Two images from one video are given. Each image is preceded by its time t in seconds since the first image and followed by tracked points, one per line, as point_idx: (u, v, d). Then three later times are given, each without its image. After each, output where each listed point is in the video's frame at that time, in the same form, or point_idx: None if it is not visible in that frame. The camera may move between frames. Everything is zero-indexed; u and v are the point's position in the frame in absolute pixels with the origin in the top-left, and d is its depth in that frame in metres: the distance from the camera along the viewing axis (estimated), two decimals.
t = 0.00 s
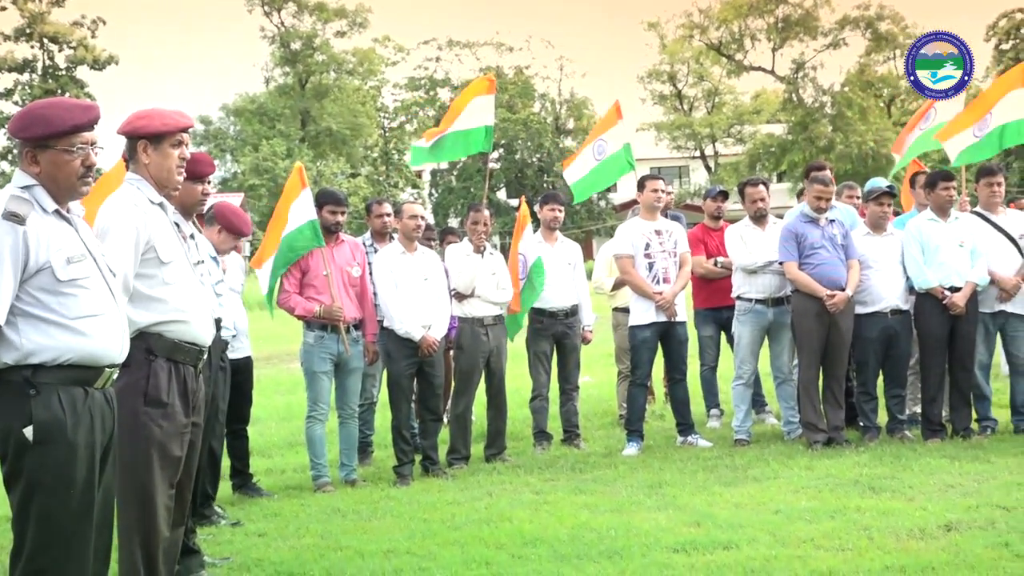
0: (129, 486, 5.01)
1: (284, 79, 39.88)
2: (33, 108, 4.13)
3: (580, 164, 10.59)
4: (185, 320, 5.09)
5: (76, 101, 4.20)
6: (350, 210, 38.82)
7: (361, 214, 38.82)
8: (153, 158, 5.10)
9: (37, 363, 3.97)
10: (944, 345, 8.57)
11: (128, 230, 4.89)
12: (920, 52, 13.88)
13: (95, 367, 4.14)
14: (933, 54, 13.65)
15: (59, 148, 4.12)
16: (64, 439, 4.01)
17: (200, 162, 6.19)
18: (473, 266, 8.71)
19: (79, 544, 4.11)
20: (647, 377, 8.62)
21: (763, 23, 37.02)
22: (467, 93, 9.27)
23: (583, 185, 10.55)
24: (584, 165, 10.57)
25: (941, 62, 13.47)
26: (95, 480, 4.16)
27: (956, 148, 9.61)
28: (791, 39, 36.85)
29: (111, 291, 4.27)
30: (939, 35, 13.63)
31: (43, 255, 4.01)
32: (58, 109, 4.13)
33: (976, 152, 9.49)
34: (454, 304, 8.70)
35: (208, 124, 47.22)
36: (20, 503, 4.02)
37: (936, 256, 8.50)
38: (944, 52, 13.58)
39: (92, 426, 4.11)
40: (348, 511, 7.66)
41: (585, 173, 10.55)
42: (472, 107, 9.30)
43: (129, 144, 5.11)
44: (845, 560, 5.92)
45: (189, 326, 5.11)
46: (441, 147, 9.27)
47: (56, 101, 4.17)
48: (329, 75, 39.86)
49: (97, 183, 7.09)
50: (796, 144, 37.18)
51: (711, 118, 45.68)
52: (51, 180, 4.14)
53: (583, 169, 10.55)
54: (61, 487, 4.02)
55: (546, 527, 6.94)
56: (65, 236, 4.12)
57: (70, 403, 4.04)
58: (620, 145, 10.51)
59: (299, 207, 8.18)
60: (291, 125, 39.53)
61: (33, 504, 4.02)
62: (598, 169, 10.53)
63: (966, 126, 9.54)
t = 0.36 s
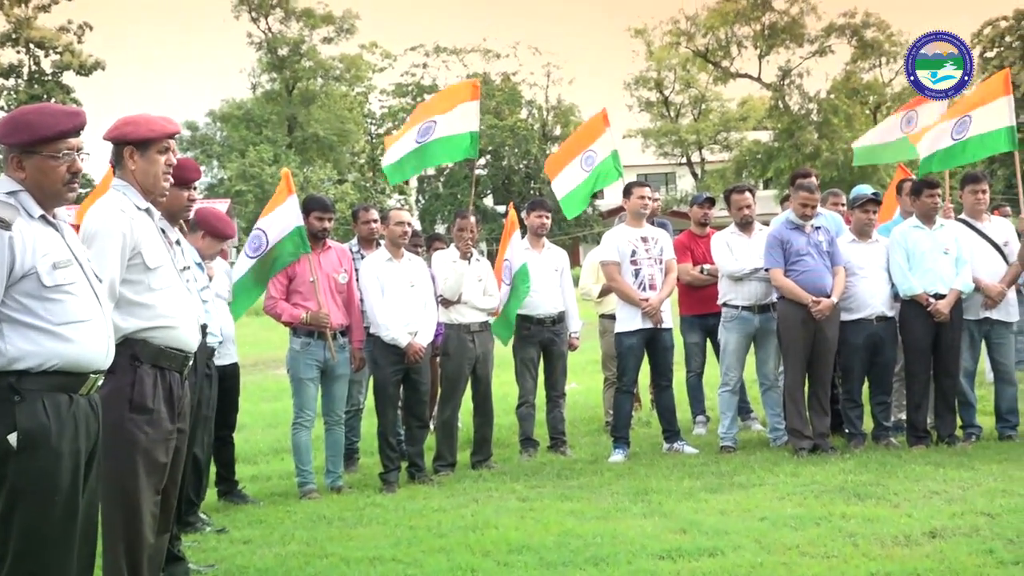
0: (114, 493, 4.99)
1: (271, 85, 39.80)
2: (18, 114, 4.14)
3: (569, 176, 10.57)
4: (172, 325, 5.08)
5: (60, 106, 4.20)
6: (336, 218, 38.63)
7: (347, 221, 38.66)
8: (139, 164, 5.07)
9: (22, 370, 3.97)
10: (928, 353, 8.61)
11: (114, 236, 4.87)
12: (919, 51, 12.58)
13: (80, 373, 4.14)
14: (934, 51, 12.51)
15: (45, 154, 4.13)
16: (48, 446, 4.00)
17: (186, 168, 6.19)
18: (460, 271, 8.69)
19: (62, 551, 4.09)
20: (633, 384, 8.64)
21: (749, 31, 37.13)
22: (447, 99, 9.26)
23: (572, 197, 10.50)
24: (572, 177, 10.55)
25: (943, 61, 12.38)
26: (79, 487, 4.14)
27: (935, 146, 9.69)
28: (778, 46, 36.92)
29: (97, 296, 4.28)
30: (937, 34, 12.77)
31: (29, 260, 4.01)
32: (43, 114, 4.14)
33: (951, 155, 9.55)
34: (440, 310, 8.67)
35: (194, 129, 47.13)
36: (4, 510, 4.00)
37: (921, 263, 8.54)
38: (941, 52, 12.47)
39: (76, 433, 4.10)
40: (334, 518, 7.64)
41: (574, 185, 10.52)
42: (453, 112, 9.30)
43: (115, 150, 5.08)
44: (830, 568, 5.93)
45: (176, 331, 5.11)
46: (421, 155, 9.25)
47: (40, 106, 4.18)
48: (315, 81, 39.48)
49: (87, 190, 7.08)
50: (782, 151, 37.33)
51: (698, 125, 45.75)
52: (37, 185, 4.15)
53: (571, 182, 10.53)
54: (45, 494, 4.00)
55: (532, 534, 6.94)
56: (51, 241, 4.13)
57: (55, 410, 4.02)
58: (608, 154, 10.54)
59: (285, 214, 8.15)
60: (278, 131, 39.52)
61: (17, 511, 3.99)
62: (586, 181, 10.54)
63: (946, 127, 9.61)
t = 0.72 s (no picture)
0: (85, 499, 4.95)
1: (248, 91, 39.70)
2: None
3: (546, 180, 10.61)
4: (145, 330, 5.08)
5: (34, 110, 4.19)
6: (311, 226, 38.54)
7: (322, 228, 38.59)
8: (114, 168, 5.03)
9: None
10: (900, 365, 8.66)
11: (89, 240, 4.82)
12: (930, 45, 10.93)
13: (51, 378, 4.13)
14: (941, 44, 10.89)
15: (19, 157, 4.10)
16: (19, 451, 3.99)
17: (159, 173, 6.16)
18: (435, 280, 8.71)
19: (31, 557, 4.08)
20: (607, 394, 8.66)
21: (726, 43, 37.35)
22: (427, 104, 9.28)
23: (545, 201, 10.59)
24: (549, 181, 10.60)
25: (949, 57, 10.87)
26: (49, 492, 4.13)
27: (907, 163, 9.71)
28: (755, 59, 37.14)
29: (69, 301, 4.28)
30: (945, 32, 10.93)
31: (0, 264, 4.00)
32: (18, 118, 4.11)
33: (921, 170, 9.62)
34: (415, 318, 8.69)
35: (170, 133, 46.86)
36: None
37: (894, 276, 8.59)
38: (947, 45, 10.82)
39: (46, 438, 4.09)
40: (305, 525, 7.61)
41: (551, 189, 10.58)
42: (432, 118, 9.32)
43: (90, 154, 5.03)
44: None
45: (148, 336, 5.10)
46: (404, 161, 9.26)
47: (15, 110, 4.16)
48: (293, 88, 39.69)
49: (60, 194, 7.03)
50: (757, 163, 37.53)
51: (675, 136, 45.95)
52: (10, 190, 4.12)
53: (549, 186, 10.59)
54: (16, 498, 3.99)
55: (503, 543, 6.93)
56: (23, 245, 4.12)
57: (24, 414, 4.01)
58: (585, 163, 10.54)
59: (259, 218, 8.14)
60: (255, 137, 39.46)
61: None
62: (564, 186, 10.59)
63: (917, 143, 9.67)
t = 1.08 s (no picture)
0: (67, 496, 4.92)
1: (230, 88, 39.51)
2: None
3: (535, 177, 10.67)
4: (127, 328, 5.05)
5: (16, 106, 4.18)
6: (294, 222, 38.41)
7: (306, 225, 38.48)
8: (95, 165, 4.98)
9: None
10: (881, 363, 8.69)
11: (69, 238, 4.80)
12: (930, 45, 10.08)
13: (31, 375, 4.23)
14: (942, 44, 9.95)
15: None
16: None
17: (140, 170, 6.13)
18: (416, 278, 8.70)
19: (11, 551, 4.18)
20: (589, 392, 8.67)
21: (708, 41, 37.42)
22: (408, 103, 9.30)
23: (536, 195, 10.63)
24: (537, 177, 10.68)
25: (949, 57, 9.84)
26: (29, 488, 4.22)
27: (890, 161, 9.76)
28: (737, 57, 37.22)
29: (50, 298, 4.38)
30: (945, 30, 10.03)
31: None
32: None
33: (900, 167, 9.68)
34: (396, 316, 8.64)
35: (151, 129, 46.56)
36: None
37: (875, 275, 8.62)
38: (947, 44, 9.85)
39: (27, 435, 4.19)
40: (286, 522, 7.60)
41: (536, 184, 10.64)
42: (414, 117, 9.31)
43: (70, 150, 4.98)
44: None
45: (130, 334, 5.07)
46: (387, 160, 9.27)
47: None
48: (275, 85, 39.44)
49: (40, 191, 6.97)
50: (739, 161, 37.63)
51: (658, 134, 46.00)
52: None
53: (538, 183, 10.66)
54: None
55: (485, 541, 6.92)
56: (4, 243, 4.23)
57: (5, 412, 4.12)
58: (569, 156, 10.52)
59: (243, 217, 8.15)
60: (237, 134, 39.34)
61: None
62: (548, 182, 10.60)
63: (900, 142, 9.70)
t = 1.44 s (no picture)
0: (63, 500, 4.91)
1: (223, 90, 39.43)
2: None
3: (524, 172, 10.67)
4: (121, 330, 5.06)
5: (10, 110, 4.18)
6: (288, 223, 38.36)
7: (299, 226, 38.43)
8: (86, 167, 4.97)
9: None
10: (876, 358, 8.70)
11: (61, 241, 4.79)
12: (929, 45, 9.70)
13: (26, 379, 4.24)
14: (942, 44, 9.59)
15: None
16: None
17: (133, 172, 6.12)
18: (411, 278, 8.69)
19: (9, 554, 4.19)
20: (584, 390, 8.68)
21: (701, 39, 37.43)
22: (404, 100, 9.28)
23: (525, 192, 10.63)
24: (525, 172, 10.65)
25: (950, 57, 9.46)
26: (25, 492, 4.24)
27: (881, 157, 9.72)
28: (729, 54, 37.23)
29: (45, 302, 4.38)
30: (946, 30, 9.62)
31: None
32: None
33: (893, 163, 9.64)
34: (391, 316, 8.65)
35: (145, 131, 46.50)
36: None
37: (868, 270, 8.62)
38: (948, 44, 9.51)
39: (23, 438, 4.20)
40: (283, 523, 7.60)
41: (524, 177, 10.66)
42: (412, 116, 9.29)
43: (63, 153, 4.98)
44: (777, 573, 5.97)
45: (124, 336, 5.08)
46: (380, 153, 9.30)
47: None
48: (268, 86, 39.30)
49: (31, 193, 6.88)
50: (733, 158, 37.64)
51: (651, 132, 45.99)
52: None
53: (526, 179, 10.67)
54: None
55: (482, 540, 6.92)
56: None
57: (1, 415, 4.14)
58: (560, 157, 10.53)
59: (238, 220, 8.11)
60: (230, 136, 39.31)
61: None
62: (536, 179, 10.60)
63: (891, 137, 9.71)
